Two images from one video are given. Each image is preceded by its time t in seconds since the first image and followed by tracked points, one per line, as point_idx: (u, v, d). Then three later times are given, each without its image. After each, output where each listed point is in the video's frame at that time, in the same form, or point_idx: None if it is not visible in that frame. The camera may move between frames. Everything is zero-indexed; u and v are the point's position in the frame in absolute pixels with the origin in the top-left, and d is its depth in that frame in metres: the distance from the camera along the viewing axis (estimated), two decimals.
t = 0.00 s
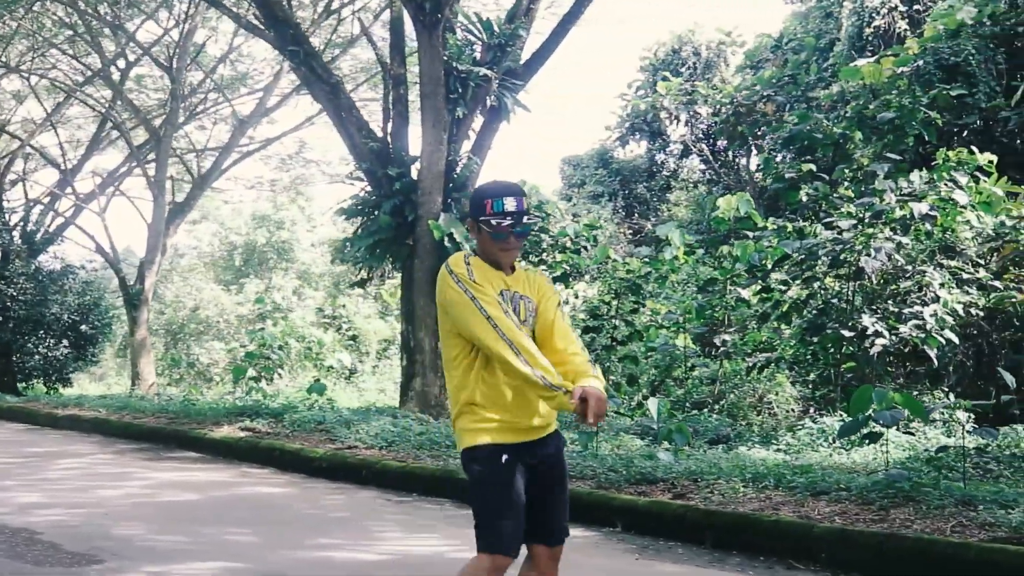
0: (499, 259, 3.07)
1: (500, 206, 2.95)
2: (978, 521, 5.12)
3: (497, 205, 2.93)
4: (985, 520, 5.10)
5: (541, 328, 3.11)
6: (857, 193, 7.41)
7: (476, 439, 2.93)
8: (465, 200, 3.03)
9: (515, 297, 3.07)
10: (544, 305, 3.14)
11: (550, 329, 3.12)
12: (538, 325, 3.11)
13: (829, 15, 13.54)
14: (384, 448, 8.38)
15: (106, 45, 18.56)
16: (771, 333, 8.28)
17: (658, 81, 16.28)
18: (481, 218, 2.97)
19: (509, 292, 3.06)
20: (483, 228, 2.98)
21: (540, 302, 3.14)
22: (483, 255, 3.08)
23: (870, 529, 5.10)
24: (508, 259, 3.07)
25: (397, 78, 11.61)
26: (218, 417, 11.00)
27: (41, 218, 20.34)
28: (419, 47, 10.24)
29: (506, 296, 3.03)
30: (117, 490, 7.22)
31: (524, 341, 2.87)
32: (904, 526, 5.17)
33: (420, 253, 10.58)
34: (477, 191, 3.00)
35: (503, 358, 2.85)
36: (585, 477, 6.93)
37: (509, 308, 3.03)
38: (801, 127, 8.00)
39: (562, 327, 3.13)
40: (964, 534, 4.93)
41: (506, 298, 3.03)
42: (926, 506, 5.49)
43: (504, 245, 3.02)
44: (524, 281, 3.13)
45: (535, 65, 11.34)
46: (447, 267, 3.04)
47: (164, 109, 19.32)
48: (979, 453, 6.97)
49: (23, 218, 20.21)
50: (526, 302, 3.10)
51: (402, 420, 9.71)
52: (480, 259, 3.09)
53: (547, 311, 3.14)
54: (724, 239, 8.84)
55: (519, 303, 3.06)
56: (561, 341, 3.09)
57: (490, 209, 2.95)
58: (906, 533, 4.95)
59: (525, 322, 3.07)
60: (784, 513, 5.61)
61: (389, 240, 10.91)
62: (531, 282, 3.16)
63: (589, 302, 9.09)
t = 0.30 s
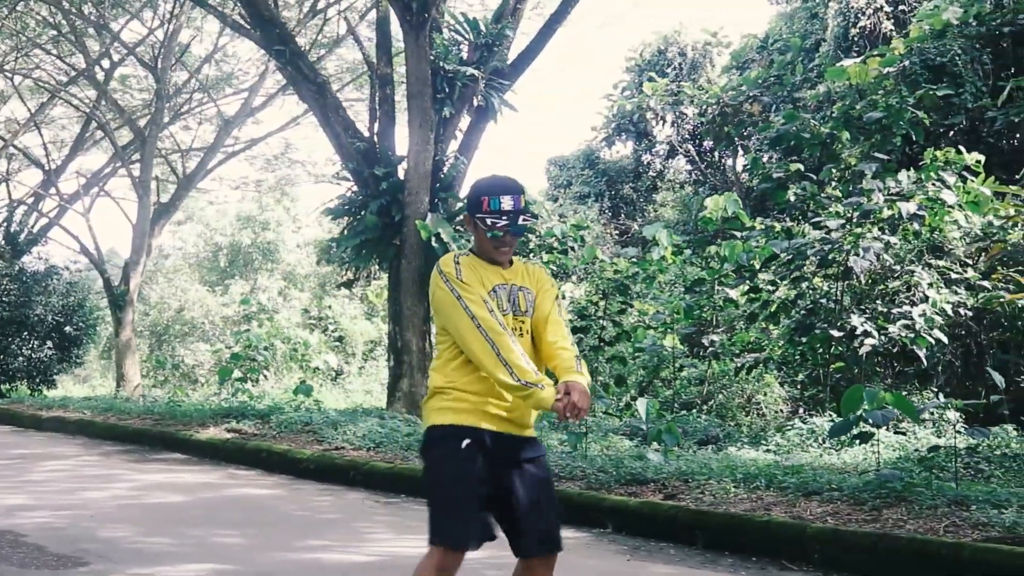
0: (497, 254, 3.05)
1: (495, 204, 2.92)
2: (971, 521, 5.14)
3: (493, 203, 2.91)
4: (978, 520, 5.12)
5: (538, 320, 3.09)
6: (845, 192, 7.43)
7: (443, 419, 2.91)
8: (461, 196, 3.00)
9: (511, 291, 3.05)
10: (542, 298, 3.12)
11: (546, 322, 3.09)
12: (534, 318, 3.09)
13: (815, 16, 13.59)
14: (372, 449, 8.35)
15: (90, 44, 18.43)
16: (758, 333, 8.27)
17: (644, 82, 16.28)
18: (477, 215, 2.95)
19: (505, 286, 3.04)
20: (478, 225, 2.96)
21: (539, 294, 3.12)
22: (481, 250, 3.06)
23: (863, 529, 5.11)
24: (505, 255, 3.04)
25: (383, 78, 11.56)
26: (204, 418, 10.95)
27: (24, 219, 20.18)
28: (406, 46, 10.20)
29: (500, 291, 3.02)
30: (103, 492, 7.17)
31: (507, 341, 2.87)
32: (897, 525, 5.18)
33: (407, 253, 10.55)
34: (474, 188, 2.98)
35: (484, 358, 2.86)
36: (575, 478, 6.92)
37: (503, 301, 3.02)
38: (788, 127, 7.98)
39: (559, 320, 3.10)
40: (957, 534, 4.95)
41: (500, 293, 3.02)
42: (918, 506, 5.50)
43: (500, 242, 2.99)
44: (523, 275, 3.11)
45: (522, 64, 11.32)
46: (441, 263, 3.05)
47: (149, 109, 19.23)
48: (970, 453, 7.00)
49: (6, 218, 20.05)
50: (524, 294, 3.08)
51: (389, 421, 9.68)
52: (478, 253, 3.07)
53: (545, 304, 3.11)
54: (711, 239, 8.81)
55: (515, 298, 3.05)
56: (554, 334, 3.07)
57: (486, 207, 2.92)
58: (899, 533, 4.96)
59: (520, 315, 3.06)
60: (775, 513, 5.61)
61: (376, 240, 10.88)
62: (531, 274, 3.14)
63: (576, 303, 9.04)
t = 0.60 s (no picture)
0: (486, 267, 2.99)
1: (477, 211, 2.90)
2: (970, 523, 5.14)
3: (475, 209, 2.90)
4: (976, 521, 5.12)
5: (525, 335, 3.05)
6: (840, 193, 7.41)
7: (419, 447, 2.86)
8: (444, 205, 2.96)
9: (500, 305, 2.99)
10: (529, 315, 3.08)
11: (535, 339, 3.06)
12: (523, 333, 3.04)
13: (807, 16, 13.64)
14: (365, 451, 8.33)
15: (81, 44, 18.36)
16: (752, 334, 8.28)
17: (636, 82, 16.30)
18: (462, 224, 2.91)
19: (495, 301, 2.99)
20: (466, 234, 2.91)
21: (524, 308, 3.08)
22: (468, 263, 3.00)
23: (862, 531, 5.10)
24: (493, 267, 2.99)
25: (377, 79, 11.55)
26: (196, 420, 10.92)
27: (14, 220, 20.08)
28: (399, 47, 10.18)
29: (492, 305, 2.96)
30: (95, 495, 7.13)
31: (507, 360, 2.79)
32: (895, 527, 5.19)
33: (400, 254, 10.52)
34: (455, 195, 2.94)
35: (483, 376, 2.77)
36: (571, 480, 6.92)
37: (494, 317, 2.96)
38: (781, 128, 8.00)
39: (545, 337, 3.07)
40: (956, 536, 4.95)
41: (491, 307, 2.96)
42: (915, 507, 5.51)
43: (488, 251, 2.94)
44: (511, 288, 3.07)
45: (515, 66, 11.31)
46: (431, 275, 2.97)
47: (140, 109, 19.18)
48: (965, 454, 7.01)
49: None
50: (512, 309, 3.03)
51: (383, 423, 9.66)
52: (466, 263, 3.01)
53: (532, 319, 3.08)
54: (705, 240, 8.81)
55: (505, 312, 3.00)
56: (545, 353, 3.04)
57: (466, 214, 2.90)
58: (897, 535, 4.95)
59: (511, 329, 3.00)
60: (773, 515, 5.61)
61: (370, 242, 10.87)
62: (517, 288, 3.09)
63: (570, 304, 9.07)
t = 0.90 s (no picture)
0: (476, 262, 3.00)
1: (482, 209, 2.89)
2: (971, 525, 5.14)
3: (479, 207, 2.88)
4: (978, 524, 5.12)
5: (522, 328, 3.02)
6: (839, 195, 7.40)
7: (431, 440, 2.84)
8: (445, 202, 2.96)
9: (491, 300, 2.99)
10: (525, 307, 3.04)
11: (530, 329, 3.01)
12: (519, 326, 3.02)
13: (805, 17, 13.66)
14: (364, 453, 8.32)
15: (78, 45, 18.34)
16: (751, 337, 8.28)
17: (634, 82, 16.30)
18: (463, 221, 2.90)
19: (484, 296, 2.98)
20: (464, 231, 2.90)
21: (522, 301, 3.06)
22: (461, 260, 3.02)
23: (864, 534, 5.10)
24: (489, 262, 2.99)
25: (375, 81, 11.53)
26: (194, 422, 10.92)
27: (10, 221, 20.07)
28: (398, 48, 10.16)
29: (478, 300, 2.96)
30: (93, 497, 7.13)
31: (471, 357, 2.79)
32: (897, 530, 5.19)
33: (398, 256, 10.50)
34: (458, 193, 2.94)
35: (447, 372, 2.80)
36: (571, 482, 6.91)
37: (481, 312, 2.96)
38: (781, 129, 8.01)
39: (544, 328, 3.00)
40: (958, 539, 4.96)
41: (478, 302, 2.96)
42: (917, 509, 5.51)
43: (482, 249, 2.95)
44: (505, 281, 3.05)
45: (514, 67, 11.31)
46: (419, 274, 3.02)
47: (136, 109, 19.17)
48: (966, 455, 7.01)
49: None
50: (505, 303, 3.02)
51: (381, 425, 9.65)
52: (460, 262, 3.03)
53: (528, 310, 3.04)
54: (703, 241, 8.80)
55: (496, 306, 2.99)
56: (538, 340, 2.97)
57: (469, 211, 2.89)
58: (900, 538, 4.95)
59: (504, 324, 2.99)
60: (775, 517, 5.61)
61: (368, 243, 10.86)
62: (513, 280, 3.08)
63: (568, 305, 9.03)
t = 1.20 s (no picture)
0: (455, 263, 2.95)
1: (476, 208, 2.91)
2: (976, 527, 5.15)
3: (475, 206, 2.90)
4: (983, 525, 5.13)
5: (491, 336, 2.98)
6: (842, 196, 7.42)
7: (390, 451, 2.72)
8: (434, 199, 2.94)
9: (465, 305, 2.92)
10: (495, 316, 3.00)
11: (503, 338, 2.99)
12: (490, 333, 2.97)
13: (806, 19, 13.69)
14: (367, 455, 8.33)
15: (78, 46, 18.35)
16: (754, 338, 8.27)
17: (635, 83, 16.30)
18: (456, 218, 2.89)
19: (458, 300, 2.91)
20: (456, 226, 2.89)
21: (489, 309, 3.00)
22: (437, 261, 2.96)
23: (869, 535, 5.10)
24: (470, 263, 2.94)
25: (376, 81, 11.53)
26: (196, 423, 10.93)
27: (11, 222, 20.06)
28: (400, 49, 10.17)
29: (449, 303, 2.88)
30: (97, 498, 7.13)
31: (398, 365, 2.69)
32: (903, 532, 5.20)
33: (400, 257, 10.50)
34: (451, 191, 2.93)
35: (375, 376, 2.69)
36: (575, 484, 6.92)
37: (456, 314, 2.88)
38: (783, 131, 8.01)
39: (519, 330, 2.95)
40: (963, 540, 4.96)
41: (452, 305, 2.89)
42: (922, 510, 5.52)
43: (467, 250, 2.92)
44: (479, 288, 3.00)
45: (516, 68, 11.32)
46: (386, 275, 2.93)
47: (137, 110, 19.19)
48: (969, 457, 6.99)
49: None
50: (479, 309, 2.96)
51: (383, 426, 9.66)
52: (436, 263, 2.96)
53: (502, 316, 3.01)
54: (705, 243, 8.80)
55: (470, 309, 2.92)
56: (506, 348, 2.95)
57: (466, 209, 2.89)
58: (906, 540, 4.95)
59: (478, 330, 2.93)
60: (779, 519, 5.62)
61: (371, 245, 10.86)
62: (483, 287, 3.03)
63: (569, 306, 8.98)
